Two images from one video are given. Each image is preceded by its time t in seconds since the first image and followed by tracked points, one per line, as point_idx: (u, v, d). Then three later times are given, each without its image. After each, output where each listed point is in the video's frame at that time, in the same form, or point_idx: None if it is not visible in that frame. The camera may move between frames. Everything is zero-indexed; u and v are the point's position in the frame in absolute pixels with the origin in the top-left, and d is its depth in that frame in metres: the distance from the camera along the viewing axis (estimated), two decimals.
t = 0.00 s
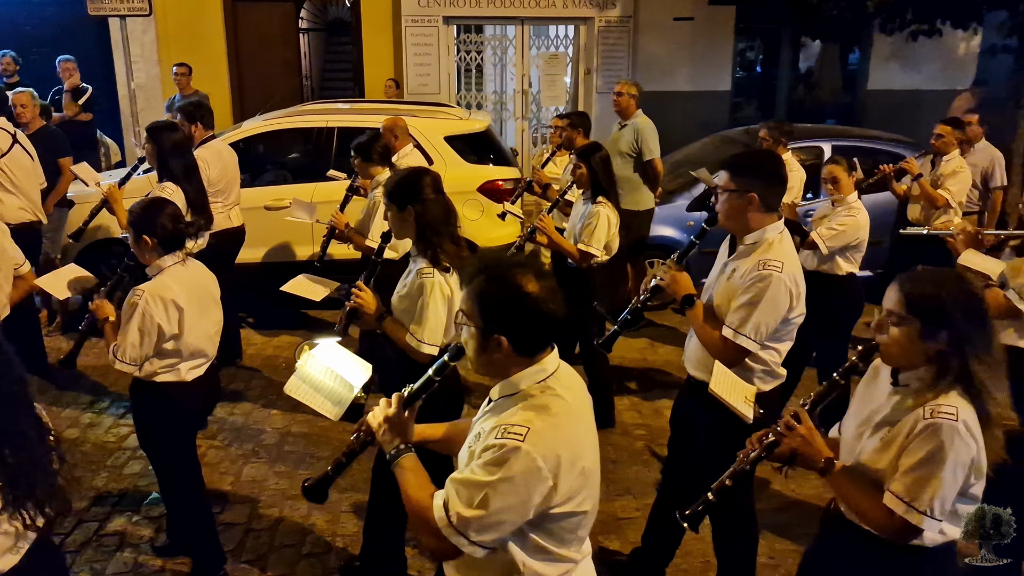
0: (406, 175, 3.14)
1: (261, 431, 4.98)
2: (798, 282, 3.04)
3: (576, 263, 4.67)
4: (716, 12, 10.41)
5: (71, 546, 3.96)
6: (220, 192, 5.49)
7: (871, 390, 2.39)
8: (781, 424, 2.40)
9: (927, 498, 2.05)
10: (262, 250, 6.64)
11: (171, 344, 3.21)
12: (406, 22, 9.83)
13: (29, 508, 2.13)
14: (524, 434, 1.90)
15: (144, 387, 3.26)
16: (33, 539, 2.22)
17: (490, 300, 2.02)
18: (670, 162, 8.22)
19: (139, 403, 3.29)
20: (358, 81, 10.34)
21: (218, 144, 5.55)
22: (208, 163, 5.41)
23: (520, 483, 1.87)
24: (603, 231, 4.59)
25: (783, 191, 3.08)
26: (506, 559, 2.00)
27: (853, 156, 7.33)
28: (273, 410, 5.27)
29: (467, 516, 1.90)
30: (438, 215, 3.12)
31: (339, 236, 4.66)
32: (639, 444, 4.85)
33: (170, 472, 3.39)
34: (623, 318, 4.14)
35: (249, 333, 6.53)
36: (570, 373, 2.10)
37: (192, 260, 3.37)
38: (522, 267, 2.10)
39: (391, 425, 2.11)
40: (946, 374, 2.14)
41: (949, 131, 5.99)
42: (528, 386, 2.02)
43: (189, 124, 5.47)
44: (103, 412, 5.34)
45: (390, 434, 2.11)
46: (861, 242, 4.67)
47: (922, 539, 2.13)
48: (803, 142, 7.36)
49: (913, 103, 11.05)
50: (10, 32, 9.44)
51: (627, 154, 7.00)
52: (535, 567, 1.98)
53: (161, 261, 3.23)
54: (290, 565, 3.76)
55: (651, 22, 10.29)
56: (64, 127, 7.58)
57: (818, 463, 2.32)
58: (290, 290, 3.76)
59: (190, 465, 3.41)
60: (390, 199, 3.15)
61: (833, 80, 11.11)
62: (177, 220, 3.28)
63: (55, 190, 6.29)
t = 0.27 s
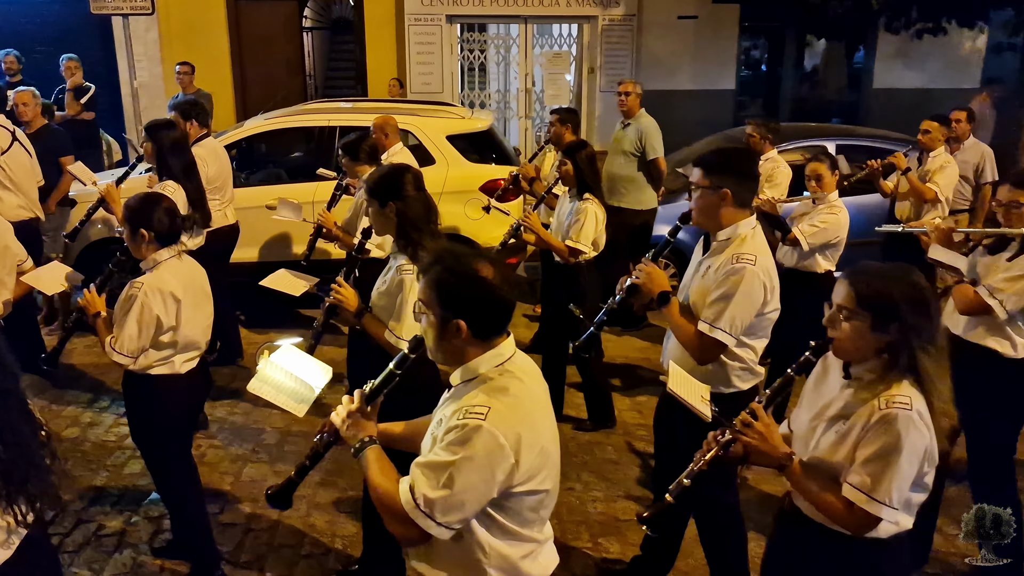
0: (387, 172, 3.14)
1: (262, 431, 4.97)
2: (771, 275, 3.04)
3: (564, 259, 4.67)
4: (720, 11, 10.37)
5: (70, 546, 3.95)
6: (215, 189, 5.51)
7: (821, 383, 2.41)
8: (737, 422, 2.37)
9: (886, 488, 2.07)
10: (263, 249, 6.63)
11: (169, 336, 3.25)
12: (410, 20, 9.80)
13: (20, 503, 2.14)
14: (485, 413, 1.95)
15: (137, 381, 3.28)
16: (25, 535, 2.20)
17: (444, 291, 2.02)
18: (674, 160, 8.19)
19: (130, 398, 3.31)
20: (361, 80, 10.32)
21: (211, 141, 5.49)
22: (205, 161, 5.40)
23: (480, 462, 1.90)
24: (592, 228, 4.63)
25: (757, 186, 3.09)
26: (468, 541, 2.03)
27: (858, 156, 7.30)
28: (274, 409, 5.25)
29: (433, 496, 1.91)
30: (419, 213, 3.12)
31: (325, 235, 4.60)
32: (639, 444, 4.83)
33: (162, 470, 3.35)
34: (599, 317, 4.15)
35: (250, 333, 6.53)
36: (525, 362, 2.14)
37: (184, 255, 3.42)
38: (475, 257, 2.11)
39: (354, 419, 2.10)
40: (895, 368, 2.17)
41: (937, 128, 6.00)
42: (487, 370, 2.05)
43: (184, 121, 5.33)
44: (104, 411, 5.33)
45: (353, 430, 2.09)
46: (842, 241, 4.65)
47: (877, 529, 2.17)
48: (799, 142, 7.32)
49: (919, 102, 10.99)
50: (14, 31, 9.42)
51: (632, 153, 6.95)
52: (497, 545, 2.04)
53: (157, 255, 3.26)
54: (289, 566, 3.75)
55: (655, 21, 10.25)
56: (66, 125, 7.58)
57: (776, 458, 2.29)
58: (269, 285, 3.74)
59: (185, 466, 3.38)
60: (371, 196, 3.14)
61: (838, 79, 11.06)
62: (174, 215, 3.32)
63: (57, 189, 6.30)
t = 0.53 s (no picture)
0: (370, 171, 3.48)
1: (261, 431, 4.95)
2: (741, 267, 3.04)
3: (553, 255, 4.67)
4: (725, 9, 10.32)
5: (67, 547, 3.94)
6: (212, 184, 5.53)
7: (772, 372, 2.50)
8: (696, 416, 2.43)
9: (840, 471, 2.16)
10: (264, 248, 6.63)
11: (169, 328, 3.25)
12: (413, 19, 9.78)
13: (13, 498, 2.12)
14: (443, 393, 1.94)
15: (135, 373, 3.26)
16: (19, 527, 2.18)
17: (392, 279, 2.01)
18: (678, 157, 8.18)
19: (128, 394, 3.29)
20: (364, 79, 10.31)
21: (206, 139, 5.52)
22: (200, 158, 5.42)
23: (442, 444, 1.90)
24: (579, 224, 4.62)
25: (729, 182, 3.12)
26: (438, 526, 2.04)
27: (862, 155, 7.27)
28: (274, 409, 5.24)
29: (400, 483, 1.90)
30: (398, 209, 3.44)
31: (314, 233, 4.62)
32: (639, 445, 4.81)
33: (159, 469, 3.31)
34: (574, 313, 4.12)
35: (251, 332, 6.52)
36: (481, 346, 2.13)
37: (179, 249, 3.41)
38: (421, 247, 2.12)
39: (319, 424, 2.10)
40: (843, 356, 2.27)
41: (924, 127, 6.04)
42: (442, 356, 2.02)
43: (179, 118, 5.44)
44: (104, 411, 5.32)
45: (320, 434, 2.09)
46: (825, 238, 4.94)
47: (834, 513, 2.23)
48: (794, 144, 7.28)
49: (926, 102, 10.89)
50: (18, 29, 9.43)
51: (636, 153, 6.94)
52: (468, 529, 2.05)
53: (154, 249, 3.25)
54: (286, 568, 3.74)
55: (659, 20, 10.20)
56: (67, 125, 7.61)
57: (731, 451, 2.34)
58: (251, 277, 3.74)
59: (183, 466, 3.35)
60: (355, 196, 3.46)
61: (844, 79, 11.00)
62: (169, 209, 3.32)
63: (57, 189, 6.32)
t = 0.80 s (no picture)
0: (361, 167, 3.51)
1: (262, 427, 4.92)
2: (720, 260, 3.00)
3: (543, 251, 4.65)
4: (731, 7, 10.26)
5: (63, 545, 3.92)
6: (209, 179, 5.51)
7: (737, 364, 2.48)
8: (663, 412, 2.38)
9: (810, 455, 2.12)
10: (265, 245, 6.60)
11: (171, 319, 3.22)
12: (417, 16, 9.76)
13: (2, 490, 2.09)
14: (405, 383, 1.93)
15: (137, 366, 3.24)
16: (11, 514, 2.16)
17: (340, 292, 1.98)
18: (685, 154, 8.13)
19: (129, 387, 3.27)
20: (368, 77, 10.30)
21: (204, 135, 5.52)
22: (198, 153, 5.42)
23: (413, 432, 1.88)
24: (569, 221, 4.59)
25: (710, 175, 3.12)
26: (419, 516, 2.02)
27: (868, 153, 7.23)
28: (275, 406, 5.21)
29: (381, 482, 1.87)
30: (387, 206, 3.47)
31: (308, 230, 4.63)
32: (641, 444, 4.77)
33: (154, 465, 3.29)
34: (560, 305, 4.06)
35: (252, 329, 6.50)
36: (439, 336, 2.10)
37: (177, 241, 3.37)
38: (362, 251, 2.06)
39: (303, 448, 2.04)
40: (808, 342, 2.24)
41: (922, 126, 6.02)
42: (402, 350, 2.01)
43: (177, 113, 5.46)
44: (104, 408, 5.30)
45: (306, 459, 2.03)
46: (818, 234, 4.90)
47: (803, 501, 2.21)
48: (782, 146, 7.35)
49: (932, 100, 10.82)
50: (22, 25, 9.41)
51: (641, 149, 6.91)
52: (449, 516, 2.03)
53: (153, 242, 3.21)
54: (283, 567, 3.70)
55: (665, 17, 10.15)
56: (69, 122, 7.60)
57: (702, 441, 2.29)
58: (240, 276, 3.72)
59: (177, 464, 3.32)
60: (345, 191, 3.50)
61: (851, 77, 10.93)
62: (165, 201, 3.29)
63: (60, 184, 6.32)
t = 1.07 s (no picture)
0: (353, 165, 3.48)
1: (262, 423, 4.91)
2: (707, 253, 3.01)
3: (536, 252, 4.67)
4: (736, 5, 10.22)
5: (63, 542, 3.92)
6: (210, 177, 5.52)
7: (717, 361, 2.47)
8: (644, 408, 2.35)
9: (790, 455, 2.11)
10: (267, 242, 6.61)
11: (173, 313, 3.22)
12: (420, 15, 9.74)
13: None
14: (392, 391, 1.91)
15: (139, 360, 3.23)
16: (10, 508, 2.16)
17: (304, 304, 1.97)
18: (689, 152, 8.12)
19: (130, 383, 3.26)
20: (372, 76, 10.31)
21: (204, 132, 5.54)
22: (196, 150, 5.43)
23: (405, 438, 1.88)
24: (560, 220, 4.58)
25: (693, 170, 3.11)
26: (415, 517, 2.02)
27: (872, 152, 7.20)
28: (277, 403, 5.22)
29: (386, 493, 1.88)
30: (381, 203, 3.47)
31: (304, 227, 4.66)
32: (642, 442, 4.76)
33: (150, 462, 3.28)
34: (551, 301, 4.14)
35: (254, 326, 6.52)
36: (416, 336, 2.09)
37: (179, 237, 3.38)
38: (318, 264, 2.06)
39: (298, 470, 2.13)
40: (785, 338, 2.23)
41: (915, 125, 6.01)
42: (379, 356, 2.00)
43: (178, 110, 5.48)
44: (106, 405, 5.31)
45: (302, 480, 2.12)
46: (811, 234, 4.89)
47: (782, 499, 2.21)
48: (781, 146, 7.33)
49: (937, 99, 10.78)
50: (26, 22, 9.40)
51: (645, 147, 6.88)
52: (445, 517, 2.03)
53: (153, 237, 3.22)
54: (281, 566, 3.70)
55: (669, 16, 10.13)
56: (70, 119, 7.70)
57: (683, 441, 2.28)
58: (235, 275, 3.72)
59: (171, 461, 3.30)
60: (338, 190, 3.49)
61: (856, 76, 10.89)
62: (164, 198, 3.29)
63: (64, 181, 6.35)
